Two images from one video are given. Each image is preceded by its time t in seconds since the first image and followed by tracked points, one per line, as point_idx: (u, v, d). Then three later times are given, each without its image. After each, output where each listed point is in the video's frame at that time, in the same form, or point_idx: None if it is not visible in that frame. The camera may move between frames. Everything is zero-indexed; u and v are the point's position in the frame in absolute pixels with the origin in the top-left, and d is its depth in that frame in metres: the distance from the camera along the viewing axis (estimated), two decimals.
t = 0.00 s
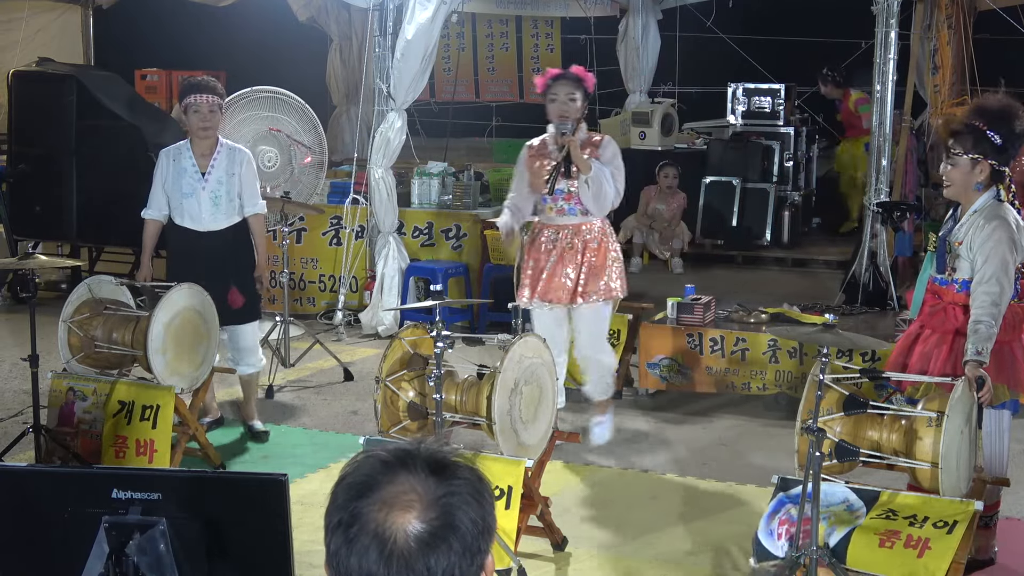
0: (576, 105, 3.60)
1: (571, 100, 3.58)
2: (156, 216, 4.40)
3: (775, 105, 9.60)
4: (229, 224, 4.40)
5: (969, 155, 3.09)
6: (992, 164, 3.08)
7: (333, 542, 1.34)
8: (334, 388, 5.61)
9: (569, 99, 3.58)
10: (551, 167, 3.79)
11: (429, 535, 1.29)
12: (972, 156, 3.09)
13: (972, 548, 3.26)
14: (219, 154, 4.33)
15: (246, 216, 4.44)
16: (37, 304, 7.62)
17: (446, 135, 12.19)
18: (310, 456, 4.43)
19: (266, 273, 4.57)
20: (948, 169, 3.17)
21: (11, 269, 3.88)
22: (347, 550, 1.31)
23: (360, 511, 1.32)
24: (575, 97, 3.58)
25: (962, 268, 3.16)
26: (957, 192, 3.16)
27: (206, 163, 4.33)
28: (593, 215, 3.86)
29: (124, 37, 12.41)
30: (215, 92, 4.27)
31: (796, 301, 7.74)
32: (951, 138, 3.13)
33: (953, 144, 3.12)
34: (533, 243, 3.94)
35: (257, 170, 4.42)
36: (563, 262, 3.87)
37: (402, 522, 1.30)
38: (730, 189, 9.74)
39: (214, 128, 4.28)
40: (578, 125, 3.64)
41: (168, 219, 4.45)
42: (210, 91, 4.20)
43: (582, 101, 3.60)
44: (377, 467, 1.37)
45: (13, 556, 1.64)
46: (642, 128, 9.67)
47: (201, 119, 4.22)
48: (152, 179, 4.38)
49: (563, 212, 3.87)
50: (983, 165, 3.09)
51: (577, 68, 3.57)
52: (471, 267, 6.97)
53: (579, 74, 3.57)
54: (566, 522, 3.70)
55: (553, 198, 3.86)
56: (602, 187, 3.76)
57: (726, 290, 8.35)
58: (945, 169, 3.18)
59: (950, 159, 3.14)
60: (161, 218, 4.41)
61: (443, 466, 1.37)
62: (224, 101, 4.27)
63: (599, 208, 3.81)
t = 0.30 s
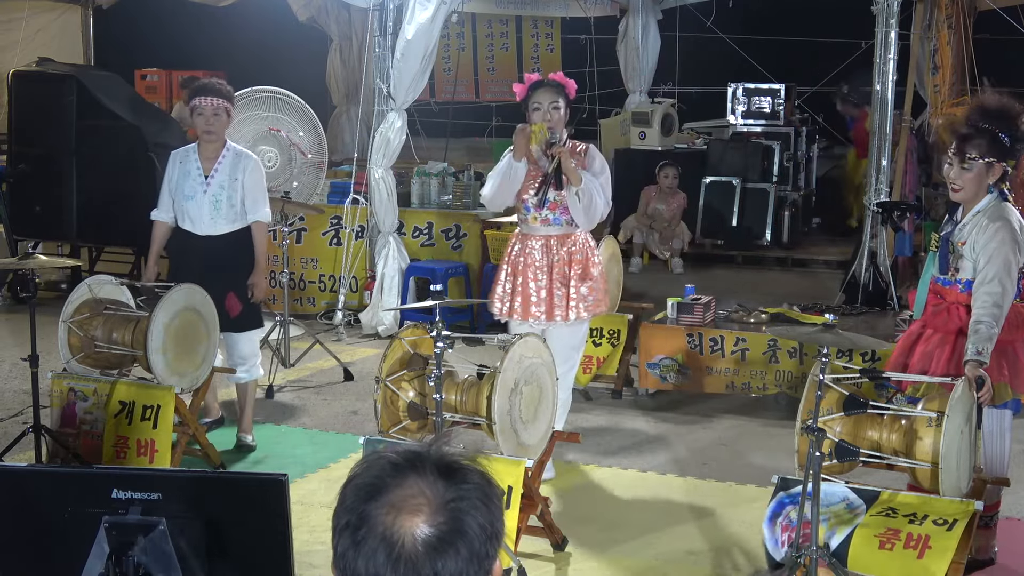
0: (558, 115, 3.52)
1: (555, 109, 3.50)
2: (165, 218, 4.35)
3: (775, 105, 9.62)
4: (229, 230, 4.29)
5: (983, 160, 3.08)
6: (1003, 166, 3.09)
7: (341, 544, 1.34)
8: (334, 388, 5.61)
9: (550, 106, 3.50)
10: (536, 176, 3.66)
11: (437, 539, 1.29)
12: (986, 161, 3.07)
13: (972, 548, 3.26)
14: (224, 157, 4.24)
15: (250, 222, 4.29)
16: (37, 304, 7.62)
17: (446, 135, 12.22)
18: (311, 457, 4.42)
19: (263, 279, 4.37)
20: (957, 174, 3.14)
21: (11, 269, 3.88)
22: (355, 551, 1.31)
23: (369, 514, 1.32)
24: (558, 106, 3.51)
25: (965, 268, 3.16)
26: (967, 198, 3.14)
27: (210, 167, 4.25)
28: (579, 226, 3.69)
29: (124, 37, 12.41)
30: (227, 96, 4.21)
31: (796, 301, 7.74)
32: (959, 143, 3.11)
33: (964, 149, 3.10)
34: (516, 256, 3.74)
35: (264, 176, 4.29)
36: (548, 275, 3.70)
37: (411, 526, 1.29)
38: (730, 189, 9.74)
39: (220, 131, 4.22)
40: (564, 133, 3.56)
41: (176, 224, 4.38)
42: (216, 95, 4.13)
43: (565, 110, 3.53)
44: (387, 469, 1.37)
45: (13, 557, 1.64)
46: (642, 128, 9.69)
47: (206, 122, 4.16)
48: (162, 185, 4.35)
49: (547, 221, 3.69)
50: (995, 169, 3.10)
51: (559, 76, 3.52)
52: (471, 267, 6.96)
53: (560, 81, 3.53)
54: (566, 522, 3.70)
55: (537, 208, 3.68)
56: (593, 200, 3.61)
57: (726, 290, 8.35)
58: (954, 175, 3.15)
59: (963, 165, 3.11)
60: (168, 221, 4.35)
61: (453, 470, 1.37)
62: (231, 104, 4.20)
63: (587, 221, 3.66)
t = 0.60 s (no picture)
0: (546, 114, 3.45)
1: (543, 111, 3.44)
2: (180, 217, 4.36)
3: (775, 105, 9.62)
4: (233, 231, 4.25)
5: (988, 160, 3.07)
6: (1008, 167, 3.08)
7: (343, 543, 1.33)
8: (334, 388, 5.61)
9: (539, 107, 3.44)
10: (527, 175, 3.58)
11: (441, 538, 1.28)
12: (992, 160, 3.07)
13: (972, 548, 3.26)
14: (235, 157, 4.22)
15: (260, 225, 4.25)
16: (37, 304, 7.62)
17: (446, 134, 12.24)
18: (311, 456, 4.43)
19: (263, 286, 4.30)
20: (962, 174, 3.12)
21: (11, 269, 3.88)
22: (357, 551, 1.31)
23: (372, 513, 1.32)
24: (547, 106, 3.43)
25: (969, 268, 3.16)
26: (971, 198, 3.14)
27: (220, 166, 4.22)
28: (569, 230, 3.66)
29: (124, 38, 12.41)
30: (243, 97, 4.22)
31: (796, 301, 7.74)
32: (963, 143, 3.10)
33: (968, 149, 3.09)
34: (502, 257, 3.70)
35: (275, 179, 4.24)
36: (534, 278, 3.65)
37: (414, 524, 1.29)
38: (730, 189, 9.74)
39: (232, 131, 4.18)
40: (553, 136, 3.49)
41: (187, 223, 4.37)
42: (229, 93, 4.12)
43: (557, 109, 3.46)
44: (390, 469, 1.37)
45: (13, 556, 1.64)
46: (642, 128, 9.70)
47: (218, 119, 4.15)
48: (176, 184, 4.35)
49: (535, 223, 3.65)
50: (1000, 168, 3.09)
51: (553, 74, 3.44)
52: (471, 267, 6.96)
53: (551, 79, 3.44)
54: (566, 522, 3.70)
55: (526, 208, 3.63)
56: (584, 205, 3.57)
57: (726, 290, 8.35)
58: (959, 174, 3.14)
59: (969, 165, 3.09)
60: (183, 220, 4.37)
61: (455, 470, 1.37)
62: (244, 105, 4.19)
63: (578, 226, 3.62)
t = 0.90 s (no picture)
0: (527, 125, 3.31)
1: (522, 122, 3.30)
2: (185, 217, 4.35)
3: (775, 105, 9.62)
4: (231, 235, 4.21)
5: (991, 160, 3.06)
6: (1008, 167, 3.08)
7: (340, 537, 1.33)
8: (334, 388, 5.61)
9: (517, 118, 3.30)
10: (513, 184, 3.45)
11: (436, 531, 1.29)
12: (994, 161, 3.06)
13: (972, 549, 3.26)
14: (235, 160, 4.17)
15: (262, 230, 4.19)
16: (37, 304, 7.62)
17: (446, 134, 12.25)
18: (311, 456, 4.43)
19: (271, 292, 4.27)
20: (964, 174, 3.12)
21: (11, 269, 3.88)
22: (353, 545, 1.30)
23: (368, 506, 1.31)
24: (526, 117, 3.30)
25: (969, 267, 3.16)
26: (972, 198, 3.14)
27: (222, 168, 4.18)
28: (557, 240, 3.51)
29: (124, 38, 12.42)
30: (247, 98, 4.15)
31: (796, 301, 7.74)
32: (966, 143, 3.09)
33: (971, 149, 3.08)
34: (489, 271, 3.53)
35: (275, 183, 4.18)
36: (523, 292, 3.50)
37: (410, 517, 1.29)
38: (730, 189, 9.74)
39: (233, 132, 4.14)
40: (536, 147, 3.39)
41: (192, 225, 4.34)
42: (231, 94, 4.07)
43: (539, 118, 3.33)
44: (387, 464, 1.37)
45: (13, 556, 1.64)
46: (642, 128, 9.70)
47: (220, 120, 4.11)
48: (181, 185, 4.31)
49: (524, 234, 3.49)
50: (1002, 169, 3.09)
51: (533, 82, 3.30)
52: (471, 267, 6.96)
53: (532, 87, 3.31)
54: (566, 522, 3.70)
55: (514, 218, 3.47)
56: (572, 216, 3.42)
57: (726, 290, 8.35)
58: (961, 174, 3.13)
59: (972, 165, 3.09)
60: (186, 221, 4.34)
61: (451, 465, 1.37)
62: (247, 107, 4.13)
63: (567, 237, 3.47)
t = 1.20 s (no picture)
0: (519, 125, 3.30)
1: (515, 122, 3.28)
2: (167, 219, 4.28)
3: (775, 106, 9.62)
4: (219, 236, 4.18)
5: (978, 157, 3.07)
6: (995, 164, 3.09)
7: (337, 533, 1.33)
8: (334, 387, 5.61)
9: (510, 119, 3.28)
10: (505, 185, 3.40)
11: (434, 526, 1.29)
12: (982, 158, 3.07)
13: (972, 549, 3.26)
14: (221, 161, 4.14)
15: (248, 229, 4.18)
16: (37, 304, 7.62)
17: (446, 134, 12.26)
18: (311, 456, 4.43)
19: (256, 290, 4.24)
20: (951, 171, 3.12)
21: (11, 269, 3.88)
22: (350, 540, 1.30)
23: (365, 501, 1.32)
24: (519, 117, 3.29)
25: (959, 267, 3.16)
26: (958, 196, 3.15)
27: (205, 169, 4.14)
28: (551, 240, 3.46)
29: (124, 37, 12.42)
30: (230, 99, 4.14)
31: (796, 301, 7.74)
32: (952, 141, 3.09)
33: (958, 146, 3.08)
34: (485, 275, 3.47)
35: (261, 182, 4.17)
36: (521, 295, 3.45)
37: (407, 512, 1.29)
38: (730, 189, 9.74)
39: (217, 133, 4.11)
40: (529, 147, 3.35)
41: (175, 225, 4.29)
42: (216, 96, 4.06)
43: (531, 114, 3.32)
44: (385, 461, 1.37)
45: (13, 557, 1.64)
46: (642, 128, 9.70)
47: (203, 122, 4.08)
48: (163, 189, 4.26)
49: (519, 236, 3.43)
50: (988, 166, 3.10)
51: (523, 80, 3.29)
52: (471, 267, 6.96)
53: (523, 86, 3.29)
54: (566, 522, 3.70)
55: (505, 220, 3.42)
56: (567, 216, 3.39)
57: (726, 290, 8.35)
58: (947, 172, 3.13)
59: (959, 162, 3.09)
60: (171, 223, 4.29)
61: (449, 462, 1.37)
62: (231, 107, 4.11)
63: (562, 239, 3.45)
